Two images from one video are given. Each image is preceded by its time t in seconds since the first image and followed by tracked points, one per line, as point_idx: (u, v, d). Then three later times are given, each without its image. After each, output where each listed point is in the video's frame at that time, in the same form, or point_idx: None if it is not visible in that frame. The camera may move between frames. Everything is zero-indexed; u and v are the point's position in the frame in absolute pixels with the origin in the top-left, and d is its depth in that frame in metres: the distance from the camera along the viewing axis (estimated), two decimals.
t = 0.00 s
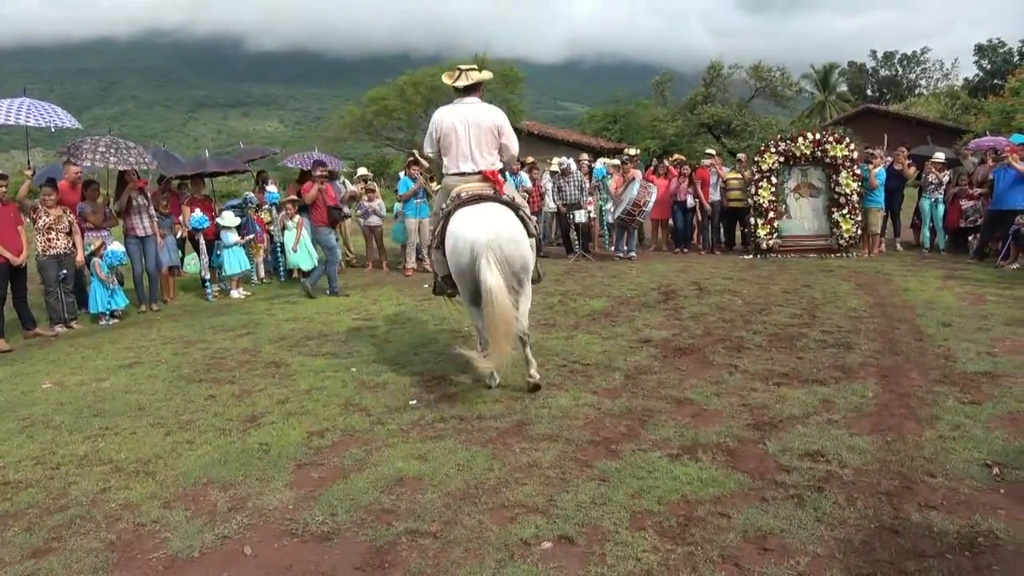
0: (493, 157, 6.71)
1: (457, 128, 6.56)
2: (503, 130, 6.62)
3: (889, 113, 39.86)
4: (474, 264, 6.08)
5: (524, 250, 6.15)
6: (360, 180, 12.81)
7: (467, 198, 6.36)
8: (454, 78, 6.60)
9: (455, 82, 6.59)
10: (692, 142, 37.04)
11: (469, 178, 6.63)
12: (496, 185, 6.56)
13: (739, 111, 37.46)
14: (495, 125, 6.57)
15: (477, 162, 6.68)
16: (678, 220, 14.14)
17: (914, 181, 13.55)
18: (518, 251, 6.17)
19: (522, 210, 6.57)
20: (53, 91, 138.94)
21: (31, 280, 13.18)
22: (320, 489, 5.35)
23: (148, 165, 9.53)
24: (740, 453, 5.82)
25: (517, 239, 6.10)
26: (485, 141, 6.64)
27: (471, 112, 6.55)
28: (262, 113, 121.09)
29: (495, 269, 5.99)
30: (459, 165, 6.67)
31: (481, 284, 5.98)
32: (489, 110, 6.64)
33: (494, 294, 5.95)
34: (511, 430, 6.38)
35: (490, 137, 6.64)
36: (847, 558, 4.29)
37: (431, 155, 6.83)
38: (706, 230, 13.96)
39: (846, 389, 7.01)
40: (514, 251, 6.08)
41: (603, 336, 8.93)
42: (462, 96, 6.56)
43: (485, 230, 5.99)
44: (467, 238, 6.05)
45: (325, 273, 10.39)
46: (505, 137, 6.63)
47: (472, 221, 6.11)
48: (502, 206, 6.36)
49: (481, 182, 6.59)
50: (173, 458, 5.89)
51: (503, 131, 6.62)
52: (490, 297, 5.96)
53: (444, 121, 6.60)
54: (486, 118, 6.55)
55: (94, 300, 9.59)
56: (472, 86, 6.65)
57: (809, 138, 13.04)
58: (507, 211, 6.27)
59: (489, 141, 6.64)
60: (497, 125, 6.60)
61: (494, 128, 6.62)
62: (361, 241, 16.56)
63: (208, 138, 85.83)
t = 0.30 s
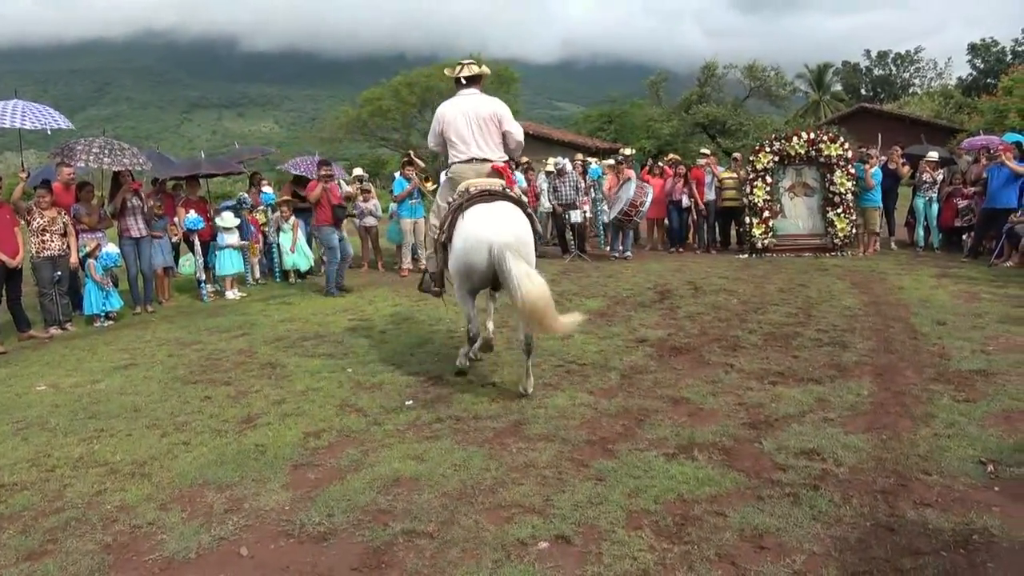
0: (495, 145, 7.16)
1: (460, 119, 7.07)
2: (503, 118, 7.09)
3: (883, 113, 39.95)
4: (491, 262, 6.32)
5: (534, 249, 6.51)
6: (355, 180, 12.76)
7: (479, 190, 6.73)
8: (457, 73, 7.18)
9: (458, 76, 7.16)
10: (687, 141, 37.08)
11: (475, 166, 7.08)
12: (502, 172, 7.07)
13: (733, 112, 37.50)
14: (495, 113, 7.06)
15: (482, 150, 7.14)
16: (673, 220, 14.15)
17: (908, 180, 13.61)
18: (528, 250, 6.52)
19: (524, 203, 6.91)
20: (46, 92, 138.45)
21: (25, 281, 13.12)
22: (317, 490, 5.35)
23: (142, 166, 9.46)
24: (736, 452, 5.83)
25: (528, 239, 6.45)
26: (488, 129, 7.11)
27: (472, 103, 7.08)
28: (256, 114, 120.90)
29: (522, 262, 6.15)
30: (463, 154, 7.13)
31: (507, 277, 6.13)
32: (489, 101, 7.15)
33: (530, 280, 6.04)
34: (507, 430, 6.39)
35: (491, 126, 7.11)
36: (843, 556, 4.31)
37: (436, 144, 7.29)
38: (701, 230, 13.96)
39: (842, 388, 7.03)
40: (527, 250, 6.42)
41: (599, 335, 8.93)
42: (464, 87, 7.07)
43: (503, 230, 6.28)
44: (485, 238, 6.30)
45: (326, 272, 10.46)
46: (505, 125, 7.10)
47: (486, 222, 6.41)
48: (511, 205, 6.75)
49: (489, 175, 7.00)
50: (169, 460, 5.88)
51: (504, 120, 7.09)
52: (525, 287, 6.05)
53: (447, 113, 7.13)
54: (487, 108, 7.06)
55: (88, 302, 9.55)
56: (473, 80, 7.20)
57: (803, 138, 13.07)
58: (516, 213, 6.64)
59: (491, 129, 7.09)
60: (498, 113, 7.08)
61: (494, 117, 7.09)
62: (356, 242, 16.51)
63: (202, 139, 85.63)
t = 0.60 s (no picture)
0: (508, 148, 7.25)
1: (477, 119, 7.13)
2: (518, 123, 7.22)
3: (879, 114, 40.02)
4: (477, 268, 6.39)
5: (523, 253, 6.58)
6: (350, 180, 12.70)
7: (476, 193, 6.77)
8: (470, 75, 7.30)
9: (471, 78, 7.28)
10: (683, 142, 37.12)
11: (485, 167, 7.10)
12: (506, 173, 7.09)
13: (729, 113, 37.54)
14: (510, 115, 7.18)
15: (493, 152, 7.18)
16: (669, 222, 14.15)
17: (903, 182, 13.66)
18: (515, 253, 6.60)
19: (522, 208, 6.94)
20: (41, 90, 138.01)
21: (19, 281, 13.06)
22: (311, 490, 5.34)
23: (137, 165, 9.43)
24: (730, 453, 5.83)
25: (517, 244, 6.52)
26: (501, 132, 7.19)
27: (488, 105, 7.16)
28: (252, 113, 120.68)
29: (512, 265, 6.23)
30: (474, 154, 7.17)
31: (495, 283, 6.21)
32: (505, 105, 7.26)
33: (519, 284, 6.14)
34: (502, 430, 6.38)
35: (505, 129, 7.21)
36: (836, 556, 4.31)
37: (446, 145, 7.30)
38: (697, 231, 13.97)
39: (836, 389, 7.04)
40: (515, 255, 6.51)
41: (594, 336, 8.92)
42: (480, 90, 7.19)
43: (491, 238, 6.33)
44: (476, 240, 6.37)
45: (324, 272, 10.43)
46: (519, 128, 7.22)
47: (477, 226, 6.44)
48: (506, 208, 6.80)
49: (494, 177, 7.01)
50: (162, 460, 5.86)
51: (518, 123, 7.21)
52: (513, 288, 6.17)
53: (463, 113, 7.18)
54: (502, 111, 7.17)
55: (82, 301, 9.51)
56: (486, 84, 7.34)
57: (799, 139, 13.07)
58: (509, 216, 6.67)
59: (505, 131, 7.18)
60: (512, 117, 7.20)
61: (509, 120, 7.19)
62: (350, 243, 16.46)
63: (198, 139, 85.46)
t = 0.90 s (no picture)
0: (510, 162, 7.35)
1: (481, 130, 7.16)
2: (523, 138, 7.23)
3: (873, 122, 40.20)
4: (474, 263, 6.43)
5: (523, 248, 6.63)
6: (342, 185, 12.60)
7: (478, 193, 6.94)
8: (477, 84, 7.23)
9: (478, 88, 7.20)
10: (678, 150, 37.21)
11: (486, 176, 7.26)
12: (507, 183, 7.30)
13: (723, 120, 37.64)
14: (515, 130, 7.17)
15: (496, 162, 7.28)
16: (662, 229, 14.17)
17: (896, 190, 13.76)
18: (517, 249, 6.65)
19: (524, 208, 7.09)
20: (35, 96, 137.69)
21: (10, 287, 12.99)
22: (303, 499, 5.32)
23: (129, 171, 9.39)
24: (723, 461, 5.82)
25: (516, 239, 6.58)
26: (505, 144, 7.24)
27: (495, 118, 7.14)
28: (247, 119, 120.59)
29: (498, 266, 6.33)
30: (477, 164, 7.29)
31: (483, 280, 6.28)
32: (512, 116, 7.22)
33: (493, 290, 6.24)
34: (495, 438, 6.37)
35: (510, 143, 7.26)
36: (828, 564, 4.31)
37: (450, 150, 7.38)
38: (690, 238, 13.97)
39: (828, 396, 7.06)
40: (514, 250, 6.56)
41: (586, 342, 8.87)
42: (487, 99, 7.15)
43: (489, 231, 6.39)
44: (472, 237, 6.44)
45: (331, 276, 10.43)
46: (523, 142, 7.24)
47: (476, 221, 6.53)
48: (509, 206, 6.95)
49: (496, 184, 7.22)
50: (154, 468, 5.83)
51: (522, 137, 7.22)
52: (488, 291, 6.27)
53: (470, 123, 7.17)
54: (508, 123, 7.15)
55: (72, 308, 9.45)
56: (494, 93, 7.28)
57: (792, 147, 12.97)
58: (510, 214, 6.76)
59: (507, 144, 7.23)
60: (518, 130, 7.19)
61: (514, 135, 7.21)
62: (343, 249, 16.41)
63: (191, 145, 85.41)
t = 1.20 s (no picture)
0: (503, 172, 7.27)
1: (475, 141, 7.13)
2: (514, 148, 7.24)
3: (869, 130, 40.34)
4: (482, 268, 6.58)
5: (530, 260, 6.70)
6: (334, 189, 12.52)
7: (479, 206, 6.83)
8: (467, 97, 7.26)
9: (468, 100, 7.25)
10: (674, 156, 37.20)
11: (483, 188, 7.14)
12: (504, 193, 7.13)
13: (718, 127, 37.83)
14: (508, 139, 7.20)
15: (491, 172, 7.20)
16: (657, 234, 14.01)
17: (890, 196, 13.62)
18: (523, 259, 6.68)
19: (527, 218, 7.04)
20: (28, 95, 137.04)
21: None
22: (291, 507, 5.21)
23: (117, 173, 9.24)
24: (716, 471, 5.74)
25: (523, 247, 6.64)
26: (498, 155, 7.21)
27: (486, 128, 7.17)
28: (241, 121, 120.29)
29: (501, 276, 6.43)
30: (472, 175, 7.19)
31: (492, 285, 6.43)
32: (504, 128, 7.26)
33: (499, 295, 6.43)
34: (486, 446, 6.27)
35: (501, 153, 7.23)
36: None
37: (443, 164, 7.28)
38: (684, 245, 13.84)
39: (822, 406, 6.98)
40: (521, 259, 6.62)
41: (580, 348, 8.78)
42: (477, 111, 7.22)
43: (496, 237, 6.50)
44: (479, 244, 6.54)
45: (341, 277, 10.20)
46: (516, 152, 7.25)
47: (481, 227, 6.62)
48: (513, 218, 6.85)
49: (493, 195, 7.09)
50: (138, 475, 5.71)
51: (515, 146, 7.23)
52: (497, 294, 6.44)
53: (462, 134, 7.18)
54: (500, 134, 7.17)
55: (56, 311, 9.30)
56: (483, 106, 7.32)
57: (787, 153, 13.03)
58: (516, 223, 6.81)
59: (501, 155, 7.21)
60: (510, 141, 7.21)
61: (505, 144, 7.21)
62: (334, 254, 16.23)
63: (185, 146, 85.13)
